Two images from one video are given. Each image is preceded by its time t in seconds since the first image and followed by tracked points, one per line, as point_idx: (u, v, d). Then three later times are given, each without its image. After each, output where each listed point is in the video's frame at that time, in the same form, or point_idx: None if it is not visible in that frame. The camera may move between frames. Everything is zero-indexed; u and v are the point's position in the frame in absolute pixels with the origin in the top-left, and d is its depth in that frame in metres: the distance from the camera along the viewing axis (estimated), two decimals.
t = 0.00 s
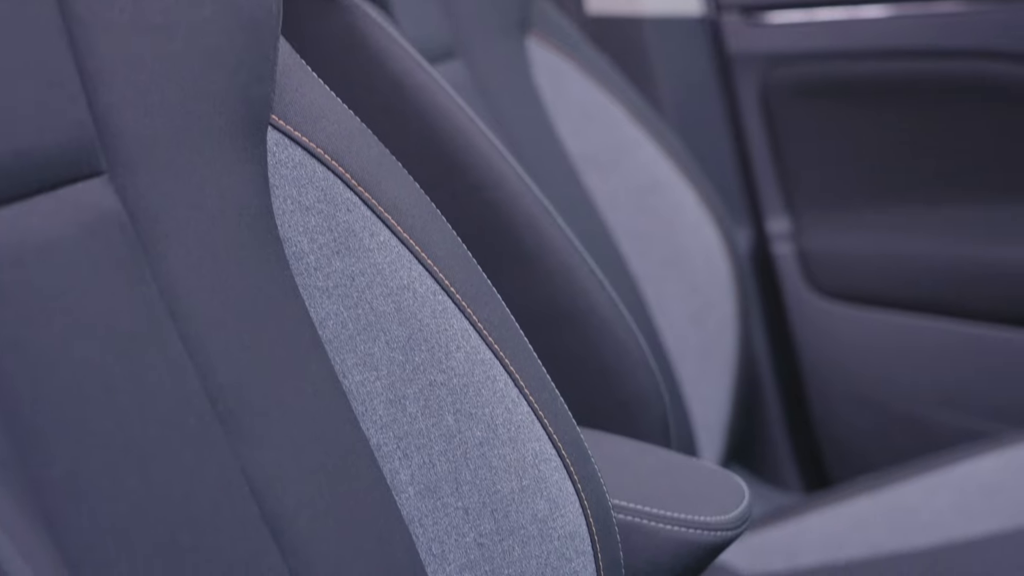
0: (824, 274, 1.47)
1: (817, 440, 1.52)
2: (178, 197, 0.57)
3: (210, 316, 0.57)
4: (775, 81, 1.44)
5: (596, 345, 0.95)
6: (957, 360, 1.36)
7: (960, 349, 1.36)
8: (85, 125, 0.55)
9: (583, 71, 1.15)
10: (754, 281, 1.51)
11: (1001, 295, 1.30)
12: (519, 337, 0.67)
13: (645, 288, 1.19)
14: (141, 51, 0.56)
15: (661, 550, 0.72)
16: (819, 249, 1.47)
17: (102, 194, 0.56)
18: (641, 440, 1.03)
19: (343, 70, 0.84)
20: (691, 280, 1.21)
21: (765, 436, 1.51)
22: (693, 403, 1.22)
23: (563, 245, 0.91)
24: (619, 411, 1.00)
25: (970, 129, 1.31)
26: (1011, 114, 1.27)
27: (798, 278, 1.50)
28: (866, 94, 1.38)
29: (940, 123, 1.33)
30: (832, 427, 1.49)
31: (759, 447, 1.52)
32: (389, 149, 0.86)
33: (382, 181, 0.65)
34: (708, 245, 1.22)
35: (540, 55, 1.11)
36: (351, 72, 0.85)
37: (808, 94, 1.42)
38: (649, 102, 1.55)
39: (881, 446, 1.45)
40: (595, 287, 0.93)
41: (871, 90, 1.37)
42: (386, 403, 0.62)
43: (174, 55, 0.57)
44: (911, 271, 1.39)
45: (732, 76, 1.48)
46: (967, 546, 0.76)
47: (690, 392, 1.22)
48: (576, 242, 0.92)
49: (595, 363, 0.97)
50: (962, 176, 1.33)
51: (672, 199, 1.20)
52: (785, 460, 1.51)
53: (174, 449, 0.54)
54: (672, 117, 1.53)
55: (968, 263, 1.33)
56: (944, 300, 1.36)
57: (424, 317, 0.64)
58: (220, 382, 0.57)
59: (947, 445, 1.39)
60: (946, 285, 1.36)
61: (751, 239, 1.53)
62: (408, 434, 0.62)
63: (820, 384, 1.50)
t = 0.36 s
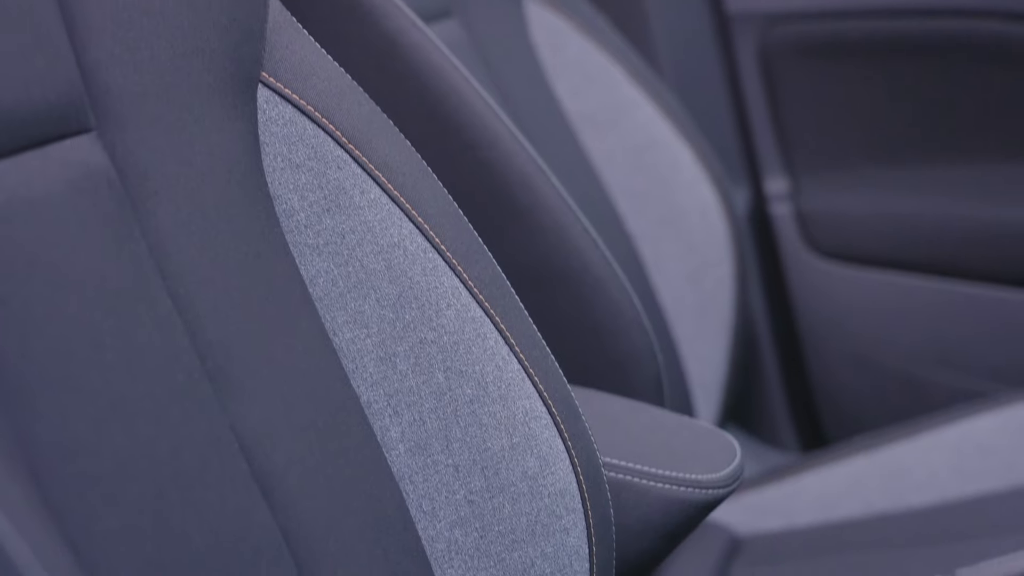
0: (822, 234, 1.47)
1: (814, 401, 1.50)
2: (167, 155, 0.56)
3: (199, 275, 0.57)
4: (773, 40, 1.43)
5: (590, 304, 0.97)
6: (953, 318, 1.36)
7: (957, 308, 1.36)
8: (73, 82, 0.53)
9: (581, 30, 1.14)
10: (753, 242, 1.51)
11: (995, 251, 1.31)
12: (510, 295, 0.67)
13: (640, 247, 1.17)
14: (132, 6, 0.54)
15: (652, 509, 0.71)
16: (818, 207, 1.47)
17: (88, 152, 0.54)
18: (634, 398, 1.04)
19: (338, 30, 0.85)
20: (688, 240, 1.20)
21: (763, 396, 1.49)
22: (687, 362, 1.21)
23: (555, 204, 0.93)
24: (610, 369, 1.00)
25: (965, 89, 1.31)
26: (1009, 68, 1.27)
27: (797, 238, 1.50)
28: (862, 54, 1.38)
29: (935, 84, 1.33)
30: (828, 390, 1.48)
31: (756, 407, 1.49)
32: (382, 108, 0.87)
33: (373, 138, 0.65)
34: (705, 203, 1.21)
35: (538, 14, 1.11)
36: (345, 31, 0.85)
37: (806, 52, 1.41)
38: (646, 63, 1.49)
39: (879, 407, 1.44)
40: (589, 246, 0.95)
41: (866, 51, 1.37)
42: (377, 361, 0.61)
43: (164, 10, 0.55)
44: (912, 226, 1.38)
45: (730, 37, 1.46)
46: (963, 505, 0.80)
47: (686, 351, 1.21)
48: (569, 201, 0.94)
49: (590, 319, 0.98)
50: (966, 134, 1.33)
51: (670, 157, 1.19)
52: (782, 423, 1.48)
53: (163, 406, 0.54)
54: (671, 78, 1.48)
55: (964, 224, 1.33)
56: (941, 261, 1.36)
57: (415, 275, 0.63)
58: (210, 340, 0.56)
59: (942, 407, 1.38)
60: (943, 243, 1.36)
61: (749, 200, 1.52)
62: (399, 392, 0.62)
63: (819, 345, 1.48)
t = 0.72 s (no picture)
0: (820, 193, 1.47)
1: (812, 361, 1.51)
2: (155, 110, 0.55)
3: (188, 232, 0.56)
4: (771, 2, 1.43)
5: (583, 261, 0.97)
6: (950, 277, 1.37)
7: (957, 268, 1.36)
8: (59, 38, 0.52)
9: None
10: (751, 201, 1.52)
11: (994, 208, 1.31)
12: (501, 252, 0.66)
13: (637, 206, 1.18)
14: None
15: (642, 464, 0.71)
16: (815, 164, 1.46)
17: (76, 109, 0.53)
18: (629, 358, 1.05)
19: None
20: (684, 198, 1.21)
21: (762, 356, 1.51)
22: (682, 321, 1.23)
23: (548, 162, 0.93)
24: (598, 328, 1.01)
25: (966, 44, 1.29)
26: (1008, 25, 1.25)
27: (795, 197, 1.49)
28: (861, 14, 1.36)
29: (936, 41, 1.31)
30: (826, 351, 1.49)
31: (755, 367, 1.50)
32: (376, 67, 0.88)
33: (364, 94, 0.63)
34: (702, 162, 1.22)
35: None
36: None
37: (803, 14, 1.41)
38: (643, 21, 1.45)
39: (878, 367, 1.44)
40: (582, 204, 0.95)
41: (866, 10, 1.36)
42: (367, 318, 0.61)
43: None
44: (911, 184, 1.37)
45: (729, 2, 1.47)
46: (958, 463, 0.86)
47: (682, 310, 1.22)
48: (562, 157, 0.93)
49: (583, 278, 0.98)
50: (969, 92, 1.31)
51: (668, 117, 1.19)
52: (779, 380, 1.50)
53: (151, 361, 0.54)
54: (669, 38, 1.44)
55: (963, 182, 1.33)
56: (940, 219, 1.36)
57: (406, 232, 0.63)
58: (197, 296, 0.56)
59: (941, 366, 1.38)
60: (939, 201, 1.35)
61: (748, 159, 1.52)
62: (389, 349, 0.61)
63: (816, 304, 1.48)
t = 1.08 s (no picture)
0: (815, 153, 1.48)
1: (809, 326, 1.54)
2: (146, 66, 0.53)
3: (179, 190, 0.55)
4: None
5: (576, 219, 0.99)
6: (945, 236, 1.36)
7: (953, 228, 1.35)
8: None
9: None
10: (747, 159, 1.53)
11: (994, 166, 1.29)
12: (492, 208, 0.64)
13: (633, 165, 1.18)
14: None
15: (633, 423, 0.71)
16: (812, 125, 1.47)
17: (65, 65, 0.52)
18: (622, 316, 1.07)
19: None
20: (682, 155, 1.22)
21: (758, 318, 1.55)
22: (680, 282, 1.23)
23: (542, 118, 0.93)
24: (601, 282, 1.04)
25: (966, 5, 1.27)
26: None
27: (792, 157, 1.50)
28: None
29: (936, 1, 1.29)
30: (824, 312, 1.51)
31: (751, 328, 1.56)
32: (366, 25, 0.88)
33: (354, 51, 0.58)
34: (700, 122, 1.23)
35: None
36: None
37: None
38: None
39: (874, 326, 1.46)
40: (576, 162, 0.96)
41: None
42: (357, 275, 0.59)
43: None
44: (910, 144, 1.37)
45: None
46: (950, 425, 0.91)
47: (678, 269, 1.23)
48: (555, 116, 0.94)
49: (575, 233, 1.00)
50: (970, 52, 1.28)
51: (665, 73, 1.19)
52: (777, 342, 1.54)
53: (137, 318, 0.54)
54: None
55: (963, 140, 1.31)
56: (937, 180, 1.35)
57: (395, 190, 0.59)
58: (185, 253, 0.55)
59: (936, 325, 1.39)
60: (937, 159, 1.34)
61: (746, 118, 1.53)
62: (379, 305, 0.60)
63: (812, 265, 1.51)
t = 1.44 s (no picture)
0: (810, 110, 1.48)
1: (804, 281, 1.56)
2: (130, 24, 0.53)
3: (165, 147, 0.54)
4: None
5: (568, 178, 0.99)
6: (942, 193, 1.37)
7: (949, 187, 1.36)
8: None
9: None
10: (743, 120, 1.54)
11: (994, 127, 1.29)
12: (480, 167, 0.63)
13: (629, 124, 1.17)
14: None
15: (621, 379, 0.70)
16: (809, 85, 1.47)
17: (50, 21, 0.51)
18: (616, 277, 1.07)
19: None
20: (677, 113, 1.22)
21: (755, 276, 1.57)
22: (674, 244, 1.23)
23: (532, 73, 0.93)
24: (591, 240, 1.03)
25: None
26: None
27: (788, 116, 1.51)
28: None
29: None
30: (818, 270, 1.53)
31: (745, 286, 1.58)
32: None
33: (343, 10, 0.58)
34: (695, 80, 1.24)
35: None
36: None
37: None
38: None
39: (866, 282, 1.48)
40: (568, 122, 0.96)
41: None
42: (344, 233, 0.59)
43: None
44: (906, 103, 1.37)
45: None
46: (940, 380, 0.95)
47: (673, 227, 1.22)
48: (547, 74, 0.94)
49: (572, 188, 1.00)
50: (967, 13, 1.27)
51: (659, 32, 1.20)
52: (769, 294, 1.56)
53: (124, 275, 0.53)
54: None
55: (961, 103, 1.31)
56: (934, 139, 1.36)
57: (383, 147, 0.59)
58: (174, 210, 0.55)
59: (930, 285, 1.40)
60: (934, 122, 1.35)
61: (742, 78, 1.53)
62: (367, 263, 0.59)
63: (806, 224, 1.52)
